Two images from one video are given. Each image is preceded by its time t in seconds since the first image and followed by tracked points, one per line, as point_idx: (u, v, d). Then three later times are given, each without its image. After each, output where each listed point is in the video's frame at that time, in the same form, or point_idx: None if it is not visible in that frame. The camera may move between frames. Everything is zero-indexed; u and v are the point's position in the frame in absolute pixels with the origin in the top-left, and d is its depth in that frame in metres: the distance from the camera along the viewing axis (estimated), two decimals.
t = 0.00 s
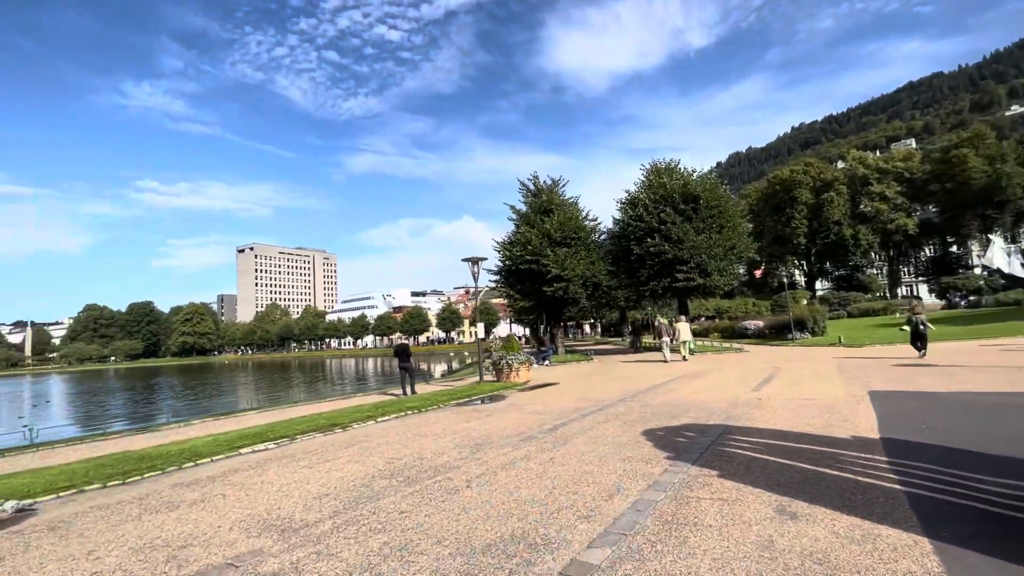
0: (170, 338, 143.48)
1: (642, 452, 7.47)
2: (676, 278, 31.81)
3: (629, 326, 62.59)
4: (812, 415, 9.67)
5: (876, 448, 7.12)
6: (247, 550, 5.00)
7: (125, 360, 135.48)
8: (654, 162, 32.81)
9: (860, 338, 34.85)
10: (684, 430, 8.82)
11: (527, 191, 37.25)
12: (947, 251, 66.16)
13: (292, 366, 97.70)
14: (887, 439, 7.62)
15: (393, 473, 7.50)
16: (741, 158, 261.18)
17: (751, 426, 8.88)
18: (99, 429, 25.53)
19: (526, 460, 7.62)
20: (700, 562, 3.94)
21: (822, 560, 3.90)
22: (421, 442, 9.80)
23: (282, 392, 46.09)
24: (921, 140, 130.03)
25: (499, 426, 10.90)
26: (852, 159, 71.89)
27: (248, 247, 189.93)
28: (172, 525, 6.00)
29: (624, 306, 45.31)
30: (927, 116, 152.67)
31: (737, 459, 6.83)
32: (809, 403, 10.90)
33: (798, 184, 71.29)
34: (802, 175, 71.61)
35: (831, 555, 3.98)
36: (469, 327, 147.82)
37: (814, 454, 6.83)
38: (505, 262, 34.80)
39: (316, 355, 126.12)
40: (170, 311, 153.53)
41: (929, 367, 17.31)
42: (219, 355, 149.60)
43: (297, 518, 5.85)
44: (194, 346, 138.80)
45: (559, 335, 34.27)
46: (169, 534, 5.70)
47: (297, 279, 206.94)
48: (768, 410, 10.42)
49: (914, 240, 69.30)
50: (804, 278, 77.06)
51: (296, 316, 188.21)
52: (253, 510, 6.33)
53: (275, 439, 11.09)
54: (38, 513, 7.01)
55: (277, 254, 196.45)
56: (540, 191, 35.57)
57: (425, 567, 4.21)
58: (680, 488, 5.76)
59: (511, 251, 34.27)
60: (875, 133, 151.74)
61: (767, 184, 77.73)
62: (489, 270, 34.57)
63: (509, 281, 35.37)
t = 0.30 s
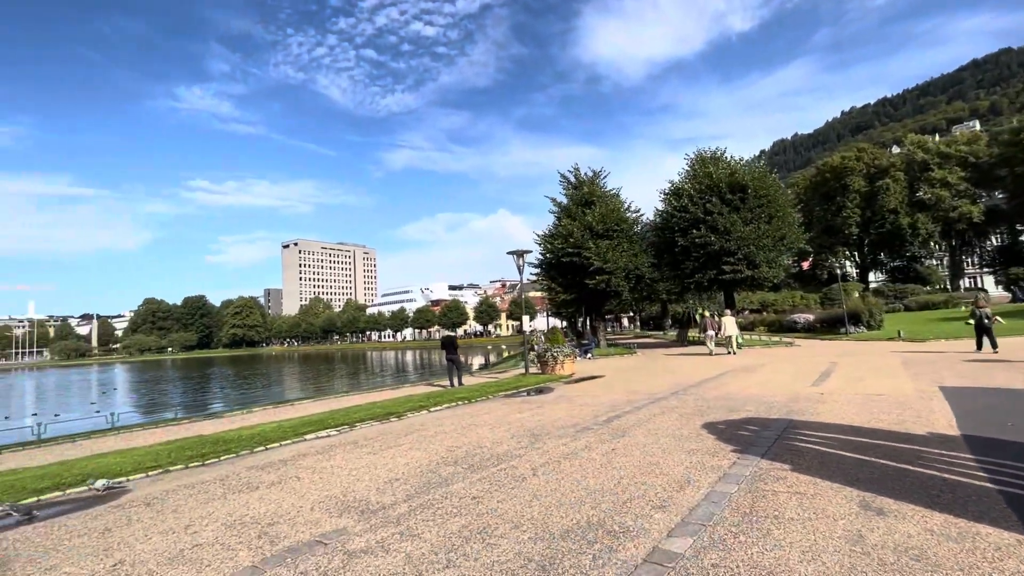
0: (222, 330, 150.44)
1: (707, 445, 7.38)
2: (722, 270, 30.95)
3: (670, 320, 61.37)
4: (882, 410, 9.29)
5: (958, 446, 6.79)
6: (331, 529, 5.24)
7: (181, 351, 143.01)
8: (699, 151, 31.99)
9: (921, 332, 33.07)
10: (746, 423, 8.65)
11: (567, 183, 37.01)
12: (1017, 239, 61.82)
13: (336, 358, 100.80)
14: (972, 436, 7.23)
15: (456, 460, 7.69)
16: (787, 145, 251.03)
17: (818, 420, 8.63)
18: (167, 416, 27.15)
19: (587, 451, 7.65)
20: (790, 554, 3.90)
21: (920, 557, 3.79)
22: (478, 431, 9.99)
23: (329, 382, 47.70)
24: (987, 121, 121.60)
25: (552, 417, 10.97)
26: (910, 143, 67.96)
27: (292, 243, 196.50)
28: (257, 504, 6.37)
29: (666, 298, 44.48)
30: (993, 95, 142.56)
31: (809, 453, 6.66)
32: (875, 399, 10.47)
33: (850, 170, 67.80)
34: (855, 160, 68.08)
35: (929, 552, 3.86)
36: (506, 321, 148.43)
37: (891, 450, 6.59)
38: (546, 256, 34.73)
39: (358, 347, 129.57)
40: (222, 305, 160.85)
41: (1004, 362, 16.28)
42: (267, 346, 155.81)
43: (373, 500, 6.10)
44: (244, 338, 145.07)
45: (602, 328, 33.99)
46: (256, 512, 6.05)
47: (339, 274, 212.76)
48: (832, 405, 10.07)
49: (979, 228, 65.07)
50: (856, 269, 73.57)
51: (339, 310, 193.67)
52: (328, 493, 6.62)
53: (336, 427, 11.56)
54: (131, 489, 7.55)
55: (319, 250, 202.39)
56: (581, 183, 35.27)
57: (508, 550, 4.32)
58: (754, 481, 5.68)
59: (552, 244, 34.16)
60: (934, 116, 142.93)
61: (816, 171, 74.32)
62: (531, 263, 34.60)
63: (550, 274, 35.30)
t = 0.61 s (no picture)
0: (258, 325, 155.03)
1: (765, 441, 7.21)
2: (762, 265, 30.15)
3: (704, 316, 60.18)
4: (947, 408, 8.92)
5: None
6: (397, 515, 5.34)
7: (220, 345, 148.06)
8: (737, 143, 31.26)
9: (974, 328, 31.56)
10: (802, 419, 8.43)
11: (601, 177, 36.68)
12: None
13: (368, 353, 102.67)
14: None
15: (508, 452, 7.73)
16: (825, 135, 242.22)
17: (879, 417, 8.34)
18: (214, 408, 28.19)
19: (640, 444, 7.59)
20: (878, 551, 3.77)
21: (1020, 558, 3.62)
22: (525, 424, 10.02)
23: (365, 377, 48.70)
24: None
25: (597, 411, 10.92)
26: (960, 131, 64.69)
27: (324, 240, 200.76)
28: (320, 490, 6.55)
29: (701, 293, 43.71)
30: None
31: (876, 450, 6.44)
32: (937, 396, 10.04)
33: (894, 160, 65.02)
34: (900, 150, 65.26)
35: None
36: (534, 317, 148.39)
37: (966, 448, 6.31)
38: (580, 250, 34.51)
39: (389, 343, 131.49)
40: (258, 301, 165.75)
41: None
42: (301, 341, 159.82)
43: (432, 489, 6.19)
44: (279, 333, 149.19)
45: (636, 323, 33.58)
46: (321, 498, 6.22)
47: (370, 270, 216.27)
48: (890, 402, 9.72)
49: None
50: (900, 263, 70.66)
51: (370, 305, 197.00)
52: (386, 481, 6.74)
53: (383, 418, 11.77)
54: (196, 474, 7.86)
55: (350, 247, 206.16)
56: (615, 177, 34.93)
57: (579, 540, 4.31)
58: (822, 477, 5.53)
59: (586, 239, 33.92)
60: (986, 102, 135.52)
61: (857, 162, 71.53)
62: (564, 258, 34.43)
63: (584, 269, 35.06)
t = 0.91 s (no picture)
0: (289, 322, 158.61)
1: (830, 443, 6.97)
2: (801, 261, 29.31)
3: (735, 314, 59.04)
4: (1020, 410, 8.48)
5: None
6: (463, 512, 5.35)
7: (253, 342, 152.07)
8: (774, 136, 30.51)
9: None
10: (864, 421, 8.15)
11: (632, 173, 36.26)
12: None
13: (396, 350, 103.98)
14: None
15: (560, 451, 7.67)
16: (860, 127, 234.33)
17: (947, 419, 8.01)
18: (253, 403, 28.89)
19: (697, 444, 7.43)
20: (984, 561, 3.58)
21: None
22: (572, 422, 9.95)
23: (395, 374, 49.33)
24: None
25: (642, 410, 10.75)
26: (1009, 119, 61.65)
27: (351, 239, 203.95)
28: (380, 486, 6.62)
29: (734, 290, 42.83)
30: None
31: (954, 453, 6.15)
32: (1005, 398, 9.58)
33: (936, 152, 62.44)
34: (942, 141, 62.61)
35: None
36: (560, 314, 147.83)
37: None
38: (611, 247, 34.16)
39: (415, 340, 132.86)
40: (289, 299, 169.55)
41: None
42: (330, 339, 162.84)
43: (493, 486, 6.17)
44: (309, 331, 152.43)
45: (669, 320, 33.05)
46: (382, 493, 6.28)
47: (396, 269, 218.95)
48: (955, 403, 9.32)
49: None
50: (943, 259, 67.91)
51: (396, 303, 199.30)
52: (444, 477, 6.77)
53: (426, 415, 11.87)
54: (254, 468, 8.04)
55: (377, 245, 208.82)
56: (646, 173, 34.44)
57: (657, 541, 4.23)
58: (901, 480, 5.32)
59: (617, 236, 33.55)
60: None
61: (896, 154, 68.91)
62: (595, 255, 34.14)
63: (615, 266, 34.70)
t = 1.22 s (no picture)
0: (310, 322, 160.86)
1: (890, 444, 6.78)
2: (832, 260, 28.67)
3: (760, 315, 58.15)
4: None
5: None
6: (523, 510, 5.34)
7: (275, 341, 154.71)
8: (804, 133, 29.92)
9: None
10: (920, 423, 7.92)
11: (657, 172, 35.87)
12: None
13: (416, 350, 104.75)
14: None
15: (608, 450, 7.61)
16: (888, 123, 228.22)
17: (1009, 422, 7.73)
18: (282, 401, 29.31)
19: (749, 445, 7.30)
20: None
21: None
22: (613, 422, 9.88)
23: (418, 373, 49.68)
24: None
25: (682, 411, 10.62)
26: None
27: (371, 240, 206.13)
28: (432, 483, 6.66)
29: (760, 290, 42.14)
30: None
31: None
32: None
33: (970, 148, 60.34)
34: (977, 136, 60.43)
35: None
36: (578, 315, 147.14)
37: None
38: (636, 247, 33.83)
39: (435, 340, 133.63)
40: (310, 298, 172.05)
41: None
42: (351, 338, 164.80)
43: (547, 484, 6.15)
44: (330, 331, 154.50)
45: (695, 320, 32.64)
46: (437, 490, 6.30)
47: (415, 269, 220.52)
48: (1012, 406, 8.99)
49: None
50: (977, 257, 65.80)
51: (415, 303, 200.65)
52: (495, 475, 6.77)
53: (463, 414, 11.91)
54: (303, 464, 8.14)
55: (396, 245, 210.50)
56: (672, 171, 34.05)
57: (732, 542, 4.16)
58: (975, 484, 5.14)
59: (643, 235, 33.19)
60: None
61: (928, 149, 66.78)
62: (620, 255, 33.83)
63: (640, 266, 34.36)
